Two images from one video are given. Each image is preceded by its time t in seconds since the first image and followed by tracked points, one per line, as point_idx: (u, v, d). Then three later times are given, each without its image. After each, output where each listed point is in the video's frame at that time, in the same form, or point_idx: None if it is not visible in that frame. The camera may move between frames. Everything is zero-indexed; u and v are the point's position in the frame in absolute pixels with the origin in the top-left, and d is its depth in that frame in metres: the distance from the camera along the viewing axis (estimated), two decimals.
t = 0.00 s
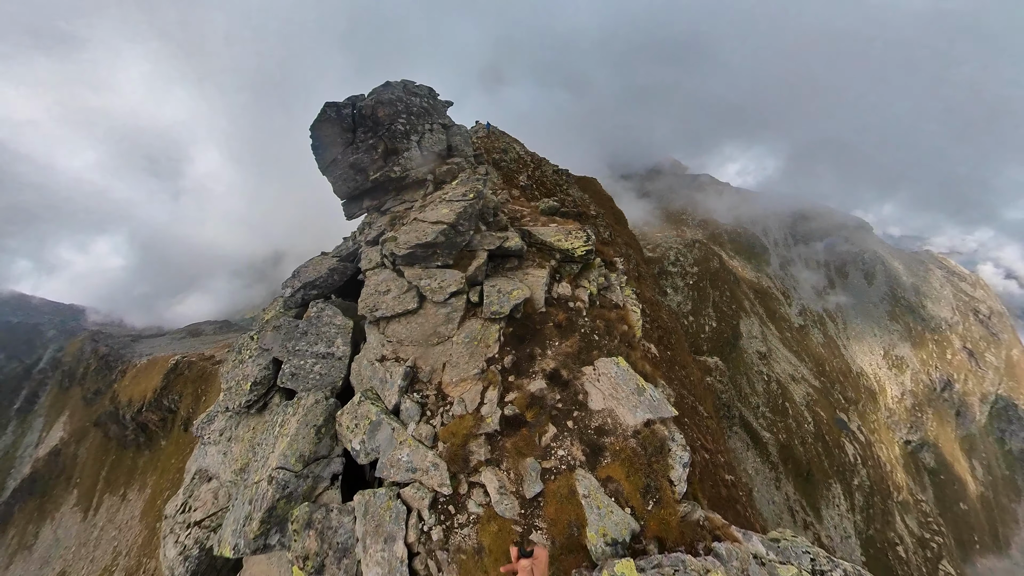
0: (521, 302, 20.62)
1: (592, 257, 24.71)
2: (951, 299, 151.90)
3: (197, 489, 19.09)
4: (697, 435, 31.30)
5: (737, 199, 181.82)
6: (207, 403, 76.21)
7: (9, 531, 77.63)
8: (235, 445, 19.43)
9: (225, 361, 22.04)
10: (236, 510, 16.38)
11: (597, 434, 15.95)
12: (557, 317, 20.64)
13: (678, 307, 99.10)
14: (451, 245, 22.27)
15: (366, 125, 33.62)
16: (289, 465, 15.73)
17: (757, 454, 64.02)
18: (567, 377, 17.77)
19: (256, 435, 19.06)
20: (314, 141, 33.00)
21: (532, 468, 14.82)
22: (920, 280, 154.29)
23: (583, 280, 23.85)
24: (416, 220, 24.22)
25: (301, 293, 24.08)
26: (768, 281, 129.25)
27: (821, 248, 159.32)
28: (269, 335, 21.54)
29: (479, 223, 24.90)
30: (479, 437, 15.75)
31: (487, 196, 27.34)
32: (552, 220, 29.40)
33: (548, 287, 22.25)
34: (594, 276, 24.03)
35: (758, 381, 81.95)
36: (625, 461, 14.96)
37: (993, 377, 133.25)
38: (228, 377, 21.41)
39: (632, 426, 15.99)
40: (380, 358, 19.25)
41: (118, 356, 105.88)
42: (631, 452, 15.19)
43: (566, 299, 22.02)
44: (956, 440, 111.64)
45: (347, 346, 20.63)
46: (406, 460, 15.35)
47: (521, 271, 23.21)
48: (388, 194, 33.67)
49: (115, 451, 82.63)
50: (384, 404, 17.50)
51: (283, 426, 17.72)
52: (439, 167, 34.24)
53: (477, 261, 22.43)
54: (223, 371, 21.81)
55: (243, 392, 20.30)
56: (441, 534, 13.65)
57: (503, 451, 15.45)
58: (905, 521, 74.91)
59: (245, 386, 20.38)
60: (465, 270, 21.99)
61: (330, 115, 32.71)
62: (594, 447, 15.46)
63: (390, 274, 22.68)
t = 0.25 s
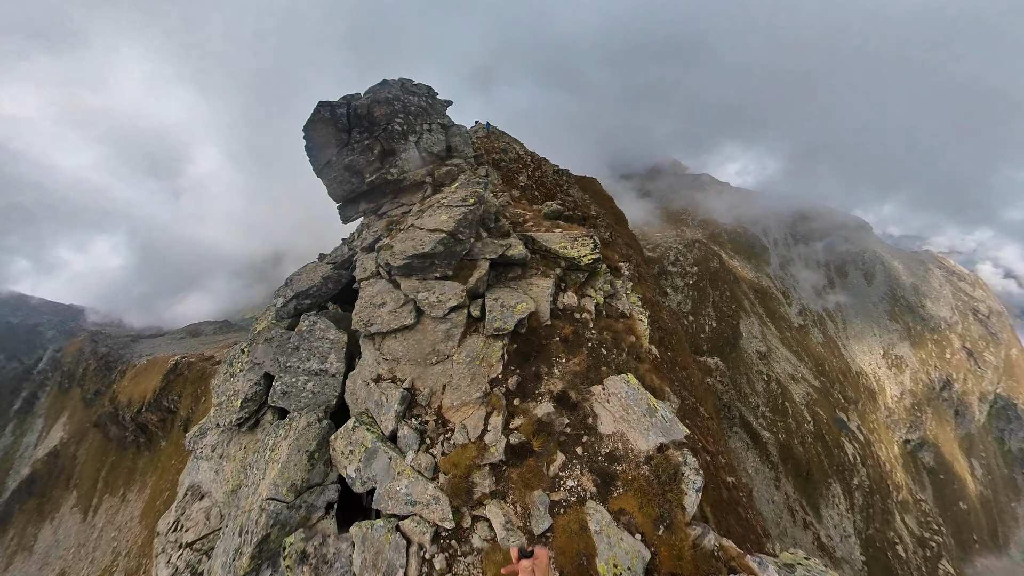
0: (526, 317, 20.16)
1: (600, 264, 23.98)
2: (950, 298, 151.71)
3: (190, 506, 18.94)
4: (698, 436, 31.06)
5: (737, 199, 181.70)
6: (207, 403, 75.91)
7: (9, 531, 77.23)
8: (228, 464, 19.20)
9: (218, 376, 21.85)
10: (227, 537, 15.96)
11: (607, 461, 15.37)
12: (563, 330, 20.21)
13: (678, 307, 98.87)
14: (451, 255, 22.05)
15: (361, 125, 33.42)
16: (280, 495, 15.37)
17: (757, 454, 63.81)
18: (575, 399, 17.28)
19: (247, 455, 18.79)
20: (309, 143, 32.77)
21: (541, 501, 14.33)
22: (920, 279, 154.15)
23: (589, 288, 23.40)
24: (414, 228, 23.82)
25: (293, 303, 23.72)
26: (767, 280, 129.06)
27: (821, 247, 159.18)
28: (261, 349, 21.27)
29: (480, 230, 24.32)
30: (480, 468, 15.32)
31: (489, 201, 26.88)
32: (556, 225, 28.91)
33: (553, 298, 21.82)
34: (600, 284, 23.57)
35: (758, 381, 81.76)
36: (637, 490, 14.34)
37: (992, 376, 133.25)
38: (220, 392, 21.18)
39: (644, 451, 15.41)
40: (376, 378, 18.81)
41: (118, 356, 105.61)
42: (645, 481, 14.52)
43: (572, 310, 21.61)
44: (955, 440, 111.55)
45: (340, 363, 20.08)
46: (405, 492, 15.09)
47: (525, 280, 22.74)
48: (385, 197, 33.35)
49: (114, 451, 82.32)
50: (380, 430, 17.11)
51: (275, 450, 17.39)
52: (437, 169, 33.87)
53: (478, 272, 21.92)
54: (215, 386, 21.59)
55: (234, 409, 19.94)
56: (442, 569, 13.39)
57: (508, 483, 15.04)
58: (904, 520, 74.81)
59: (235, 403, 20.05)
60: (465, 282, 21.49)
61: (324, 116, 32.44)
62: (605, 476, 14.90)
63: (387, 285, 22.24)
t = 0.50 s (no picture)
0: (527, 328, 18.79)
1: (604, 271, 23.38)
2: (949, 298, 151.61)
3: (180, 519, 17.96)
4: (699, 438, 30.65)
5: (736, 199, 181.51)
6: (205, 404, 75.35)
7: (7, 533, 76.58)
8: (216, 479, 18.35)
9: (206, 389, 21.39)
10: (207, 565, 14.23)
11: (615, 487, 14.19)
12: (567, 341, 19.04)
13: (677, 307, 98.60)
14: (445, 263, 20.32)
15: (354, 122, 33.10)
16: (267, 521, 13.80)
17: (757, 454, 63.40)
18: (580, 419, 15.96)
19: (236, 471, 18.06)
20: (302, 143, 32.49)
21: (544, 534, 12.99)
22: (919, 279, 153.92)
23: (592, 294, 22.52)
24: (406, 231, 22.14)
25: (282, 311, 23.21)
26: (767, 280, 128.89)
27: (820, 247, 159.04)
28: (249, 360, 20.72)
29: (478, 234, 22.92)
30: (478, 497, 13.81)
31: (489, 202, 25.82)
32: (558, 228, 28.50)
33: (556, 306, 20.82)
34: (604, 291, 22.71)
35: (758, 380, 81.52)
36: (647, 519, 13.25)
37: (992, 376, 132.97)
38: (208, 404, 20.61)
39: (654, 476, 14.30)
40: (366, 396, 17.30)
41: (117, 357, 105.32)
42: (655, 510, 13.41)
43: (575, 319, 20.60)
44: (955, 440, 111.30)
45: (330, 377, 18.85)
46: (397, 520, 13.57)
47: (526, 287, 21.67)
48: (380, 198, 33.17)
49: (112, 453, 81.70)
50: (370, 452, 15.47)
51: (259, 469, 15.86)
52: (433, 169, 33.58)
53: (475, 279, 20.47)
54: (203, 398, 21.14)
55: (220, 423, 19.31)
56: None
57: (509, 513, 13.57)
58: (905, 520, 74.57)
59: (222, 416, 19.41)
60: (461, 291, 20.02)
61: (316, 114, 32.20)
62: (612, 503, 13.74)
63: (376, 292, 20.64)
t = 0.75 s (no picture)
0: (525, 347, 17.70)
1: (607, 280, 21.96)
2: (949, 299, 151.57)
3: (172, 536, 17.72)
4: (700, 441, 30.48)
5: (736, 200, 181.26)
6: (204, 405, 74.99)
7: (6, 534, 76.17)
8: (208, 495, 17.87)
9: (199, 400, 21.24)
10: None
11: (615, 517, 13.31)
12: (567, 357, 18.17)
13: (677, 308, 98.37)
14: (439, 279, 18.93)
15: (348, 125, 33.03)
16: (256, 544, 13.69)
17: (758, 456, 63.13)
18: (580, 445, 15.04)
19: (227, 487, 17.61)
20: (295, 147, 32.35)
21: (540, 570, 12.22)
22: (919, 280, 153.74)
23: (593, 306, 21.34)
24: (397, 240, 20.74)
25: (273, 322, 22.45)
26: (767, 281, 128.64)
27: (820, 248, 158.77)
28: (240, 373, 20.31)
29: (473, 243, 21.63)
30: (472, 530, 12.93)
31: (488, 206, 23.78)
32: (558, 234, 28.11)
33: (556, 319, 19.80)
34: (605, 301, 21.55)
35: (758, 381, 81.28)
36: (649, 553, 12.33)
37: (993, 377, 132.72)
38: (201, 416, 20.44)
39: (658, 504, 13.41)
40: (356, 417, 16.59)
41: (117, 357, 105.12)
42: (658, 542, 12.55)
43: (576, 332, 19.60)
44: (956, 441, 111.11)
45: (321, 395, 18.10)
46: (392, 543, 13.03)
47: (524, 299, 20.65)
48: (375, 203, 33.09)
49: (110, 454, 81.29)
50: (362, 479, 14.83)
51: (251, 490, 15.71)
52: (428, 174, 33.45)
53: (471, 294, 19.31)
54: (197, 409, 20.99)
55: (212, 437, 19.15)
56: None
57: (504, 545, 12.80)
58: (905, 521, 74.41)
59: (214, 431, 19.21)
60: (455, 306, 18.87)
61: (308, 116, 32.03)
62: (613, 535, 12.85)
63: (367, 307, 19.51)
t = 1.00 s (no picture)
0: (522, 358, 17.05)
1: (608, 286, 21.13)
2: (949, 300, 151.42)
3: (162, 547, 17.44)
4: (700, 442, 30.40)
5: (736, 200, 180.99)
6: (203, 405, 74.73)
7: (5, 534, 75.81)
8: (199, 506, 17.49)
9: (191, 406, 21.07)
10: None
11: (614, 538, 13.01)
12: (567, 368, 17.57)
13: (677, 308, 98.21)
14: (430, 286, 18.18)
15: (339, 125, 32.97)
16: (243, 562, 13.62)
17: (758, 456, 62.97)
18: (579, 463, 14.54)
19: (218, 498, 17.17)
20: (287, 146, 32.18)
21: None
22: (920, 280, 153.49)
23: (593, 312, 20.77)
24: (388, 245, 20.02)
25: (264, 327, 22.23)
26: (767, 281, 128.33)
27: (820, 248, 158.57)
28: (231, 380, 20.21)
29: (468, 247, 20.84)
30: (467, 548, 12.75)
31: (483, 210, 23.47)
32: (558, 237, 27.73)
33: (555, 326, 19.14)
34: (606, 308, 21.03)
35: (758, 381, 81.07)
36: None
37: (992, 377, 132.55)
38: (192, 423, 20.24)
39: (659, 525, 13.11)
40: (345, 432, 15.94)
41: (116, 357, 104.99)
42: (658, 564, 12.38)
43: (576, 340, 19.07)
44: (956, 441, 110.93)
45: (310, 405, 17.59)
46: (379, 566, 12.82)
47: (522, 305, 19.77)
48: (369, 205, 32.77)
49: (109, 454, 81.02)
50: (351, 494, 14.44)
51: (239, 504, 15.55)
52: (424, 174, 33.04)
53: (465, 302, 18.46)
54: (189, 416, 20.84)
55: (203, 446, 18.80)
56: None
57: (496, 567, 12.60)
58: (905, 522, 74.29)
59: (205, 439, 18.93)
60: (449, 315, 18.03)
61: (298, 115, 32.01)
62: (612, 557, 12.61)
63: (355, 316, 18.65)
